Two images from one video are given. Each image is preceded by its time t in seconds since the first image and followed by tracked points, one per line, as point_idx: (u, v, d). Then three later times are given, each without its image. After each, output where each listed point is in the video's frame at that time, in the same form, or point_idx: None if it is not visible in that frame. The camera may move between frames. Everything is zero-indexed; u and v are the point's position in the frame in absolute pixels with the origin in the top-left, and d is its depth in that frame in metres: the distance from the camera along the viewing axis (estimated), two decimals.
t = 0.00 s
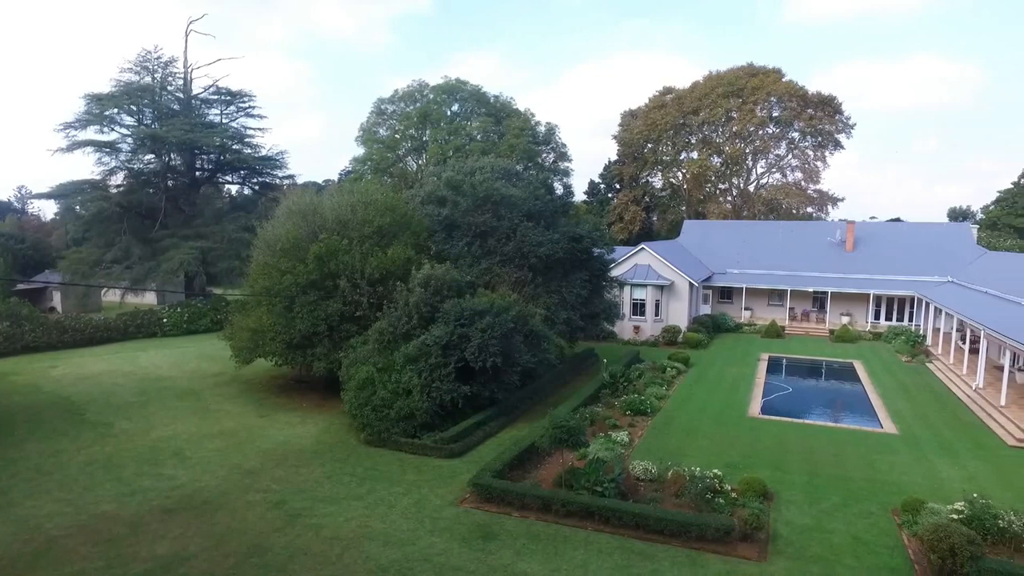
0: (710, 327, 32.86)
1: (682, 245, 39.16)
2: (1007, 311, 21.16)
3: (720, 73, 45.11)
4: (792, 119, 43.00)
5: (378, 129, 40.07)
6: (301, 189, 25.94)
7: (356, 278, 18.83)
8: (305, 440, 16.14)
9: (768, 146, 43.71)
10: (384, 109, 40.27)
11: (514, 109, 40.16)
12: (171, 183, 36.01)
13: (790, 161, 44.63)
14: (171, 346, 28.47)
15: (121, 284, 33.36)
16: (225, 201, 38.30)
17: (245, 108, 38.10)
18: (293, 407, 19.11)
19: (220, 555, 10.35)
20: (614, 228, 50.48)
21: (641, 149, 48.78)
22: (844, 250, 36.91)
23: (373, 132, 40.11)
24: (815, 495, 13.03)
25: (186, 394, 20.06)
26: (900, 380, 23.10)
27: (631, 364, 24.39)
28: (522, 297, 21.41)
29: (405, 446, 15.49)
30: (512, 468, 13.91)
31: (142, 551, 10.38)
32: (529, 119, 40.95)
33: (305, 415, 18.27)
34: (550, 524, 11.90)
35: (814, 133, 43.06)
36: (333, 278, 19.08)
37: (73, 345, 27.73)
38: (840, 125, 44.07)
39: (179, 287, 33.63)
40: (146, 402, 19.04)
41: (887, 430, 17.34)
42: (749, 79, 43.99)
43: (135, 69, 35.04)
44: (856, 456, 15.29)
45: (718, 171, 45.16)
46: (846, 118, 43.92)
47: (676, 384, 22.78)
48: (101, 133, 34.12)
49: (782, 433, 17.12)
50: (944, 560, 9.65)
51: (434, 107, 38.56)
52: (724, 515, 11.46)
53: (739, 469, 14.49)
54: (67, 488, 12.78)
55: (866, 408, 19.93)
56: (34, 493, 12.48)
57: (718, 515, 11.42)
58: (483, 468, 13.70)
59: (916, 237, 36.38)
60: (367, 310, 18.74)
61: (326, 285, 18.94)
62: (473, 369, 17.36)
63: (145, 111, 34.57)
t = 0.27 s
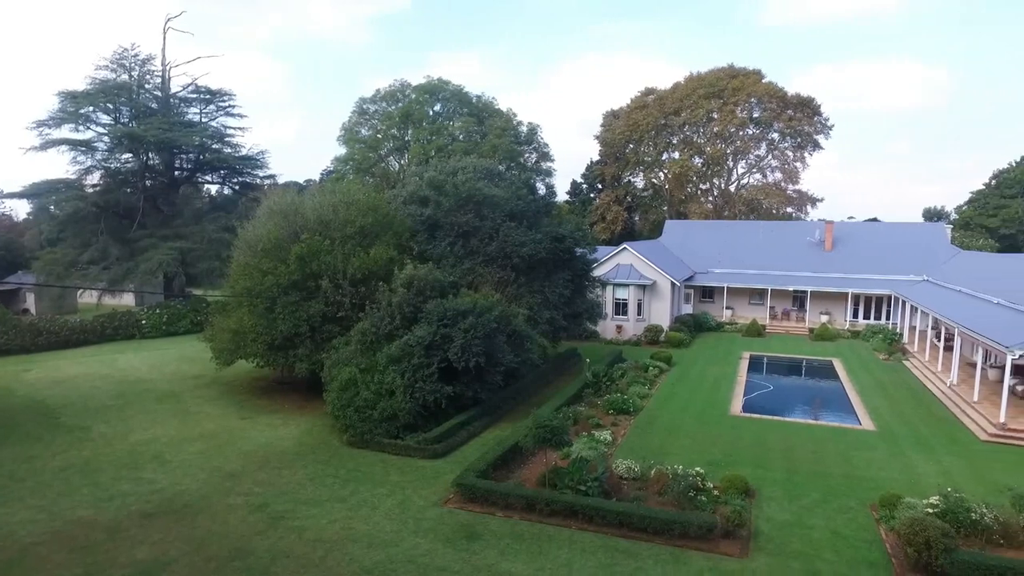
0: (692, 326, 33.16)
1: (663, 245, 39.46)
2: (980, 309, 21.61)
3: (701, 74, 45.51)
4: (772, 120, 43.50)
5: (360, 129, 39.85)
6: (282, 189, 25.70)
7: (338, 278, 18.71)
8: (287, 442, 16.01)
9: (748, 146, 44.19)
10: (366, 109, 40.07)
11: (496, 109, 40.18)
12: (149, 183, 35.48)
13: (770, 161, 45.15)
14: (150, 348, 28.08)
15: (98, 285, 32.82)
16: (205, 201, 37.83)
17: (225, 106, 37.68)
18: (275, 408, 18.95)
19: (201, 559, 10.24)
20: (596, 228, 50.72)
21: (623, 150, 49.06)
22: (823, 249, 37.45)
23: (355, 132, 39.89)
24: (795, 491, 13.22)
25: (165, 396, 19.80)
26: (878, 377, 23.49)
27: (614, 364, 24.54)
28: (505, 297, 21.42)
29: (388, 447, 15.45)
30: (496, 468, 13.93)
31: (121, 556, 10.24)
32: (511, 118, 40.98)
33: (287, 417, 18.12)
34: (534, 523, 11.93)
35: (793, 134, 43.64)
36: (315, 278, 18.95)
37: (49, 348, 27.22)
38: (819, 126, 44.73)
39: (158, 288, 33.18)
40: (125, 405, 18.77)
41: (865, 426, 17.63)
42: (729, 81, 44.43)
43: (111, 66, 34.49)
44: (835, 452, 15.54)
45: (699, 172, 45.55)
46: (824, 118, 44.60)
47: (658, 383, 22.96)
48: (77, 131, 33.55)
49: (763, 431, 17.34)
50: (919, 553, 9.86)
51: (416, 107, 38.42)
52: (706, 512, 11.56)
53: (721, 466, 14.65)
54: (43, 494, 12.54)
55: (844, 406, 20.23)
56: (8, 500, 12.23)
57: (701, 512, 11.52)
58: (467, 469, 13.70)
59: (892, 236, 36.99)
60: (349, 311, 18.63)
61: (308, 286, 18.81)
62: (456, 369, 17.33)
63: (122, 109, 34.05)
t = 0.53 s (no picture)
0: (676, 325, 33.39)
1: (647, 244, 39.70)
2: (957, 307, 22.00)
3: (684, 75, 45.86)
4: (754, 121, 43.94)
5: (343, 128, 39.62)
6: (264, 189, 25.49)
7: (322, 278, 18.60)
8: (271, 443, 15.89)
9: (731, 147, 44.58)
10: (349, 108, 39.87)
11: (480, 109, 40.15)
12: (129, 182, 35.00)
13: (752, 162, 45.59)
14: (130, 349, 27.69)
15: (75, 286, 32.29)
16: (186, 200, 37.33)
17: (206, 105, 37.27)
18: (258, 410, 18.78)
19: (184, 562, 10.13)
20: (580, 228, 50.88)
21: (606, 150, 49.26)
22: (803, 249, 37.91)
23: (338, 132, 39.65)
24: (778, 488, 13.37)
25: (145, 399, 19.53)
26: (858, 375, 23.83)
27: (598, 363, 24.63)
28: (489, 297, 21.41)
29: (373, 448, 15.39)
30: (481, 468, 13.93)
31: (102, 561, 10.09)
32: (495, 119, 40.98)
33: (271, 418, 17.98)
34: (519, 522, 11.96)
35: (775, 135, 44.12)
36: (298, 279, 18.81)
37: (25, 350, 26.73)
38: (800, 127, 45.29)
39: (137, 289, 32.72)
40: (104, 407, 18.49)
41: (846, 424, 17.88)
42: (711, 82, 44.81)
43: (88, 64, 33.95)
44: (816, 449, 15.74)
45: (682, 172, 45.87)
46: (805, 119, 45.17)
47: (643, 383, 23.09)
48: (53, 130, 33.01)
49: (746, 429, 17.51)
50: (899, 547, 10.05)
51: (400, 106, 38.25)
52: (691, 510, 11.66)
53: (705, 465, 14.78)
54: (20, 499, 12.32)
55: (825, 403, 20.51)
56: None
57: (685, 510, 11.61)
58: (453, 469, 13.69)
59: (871, 236, 37.53)
60: (333, 311, 18.52)
61: (292, 286, 18.67)
62: (441, 370, 17.29)
63: (100, 107, 33.55)
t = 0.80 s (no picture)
0: (661, 325, 33.58)
1: (632, 244, 39.89)
2: (937, 306, 22.35)
3: (668, 76, 46.14)
4: (738, 122, 44.32)
5: (328, 128, 39.37)
6: (248, 189, 25.27)
7: (307, 279, 18.48)
8: (255, 445, 15.75)
9: (715, 147, 44.92)
10: (333, 108, 39.61)
11: (465, 109, 40.09)
12: (109, 182, 34.54)
13: (735, 162, 45.95)
14: (111, 351, 27.31)
15: (55, 287, 31.78)
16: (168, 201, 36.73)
17: (188, 104, 36.87)
18: (242, 411, 18.61)
19: (167, 566, 10.02)
20: (566, 227, 51.01)
21: (592, 150, 49.42)
22: (786, 248, 38.31)
23: (323, 131, 39.39)
24: (763, 486, 13.50)
25: (127, 401, 19.28)
26: (840, 373, 24.13)
27: (584, 363, 24.72)
28: (475, 296, 21.37)
29: (359, 449, 15.31)
30: (467, 468, 13.92)
31: (83, 566, 9.95)
32: (480, 119, 40.97)
33: (255, 420, 17.83)
34: (506, 522, 11.96)
35: (758, 135, 44.55)
36: (283, 279, 18.67)
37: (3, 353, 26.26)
38: (783, 128, 45.76)
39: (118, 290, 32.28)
40: (85, 410, 18.22)
41: (829, 422, 18.10)
42: (695, 82, 45.13)
43: (66, 61, 33.43)
44: (800, 447, 15.92)
45: (667, 172, 46.14)
46: (788, 120, 45.65)
47: (628, 382, 23.20)
48: (30, 128, 32.50)
49: (731, 427, 17.67)
50: (880, 542, 10.20)
51: (385, 106, 38.08)
52: (676, 508, 11.74)
53: (690, 463, 14.89)
54: None
55: (809, 401, 20.73)
56: None
57: (671, 508, 11.69)
58: (439, 469, 13.67)
59: (852, 236, 38.02)
60: (318, 312, 18.40)
61: (276, 287, 18.53)
62: (427, 370, 17.25)
63: (79, 105, 33.07)
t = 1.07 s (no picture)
0: (646, 324, 33.78)
1: (617, 244, 40.07)
2: (917, 304, 22.69)
3: (652, 76, 46.37)
4: (722, 122, 44.66)
5: (312, 127, 39.09)
6: (231, 189, 25.01)
7: (291, 279, 18.34)
8: (240, 447, 15.61)
9: (699, 147, 45.23)
10: (317, 107, 39.33)
11: (450, 108, 40.00)
12: (89, 181, 34.08)
13: (719, 162, 46.30)
14: (92, 353, 26.92)
15: (33, 288, 31.26)
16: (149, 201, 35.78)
17: (170, 103, 36.44)
18: (226, 413, 18.43)
19: (150, 571, 9.89)
20: (551, 227, 51.13)
21: (577, 150, 49.54)
22: (769, 248, 38.68)
23: (307, 130, 39.11)
24: (748, 483, 13.63)
25: (109, 403, 19.01)
26: (823, 371, 24.41)
27: (570, 362, 24.80)
28: (461, 297, 21.33)
29: (345, 450, 15.23)
30: (454, 468, 13.90)
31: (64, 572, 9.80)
32: (466, 118, 40.92)
33: (240, 421, 17.67)
34: (493, 522, 11.96)
35: (742, 135, 44.93)
36: (267, 280, 18.51)
37: None
38: (765, 128, 46.20)
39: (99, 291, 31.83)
40: (65, 413, 17.95)
41: (812, 419, 18.30)
42: (680, 83, 45.40)
43: (43, 58, 32.90)
44: (784, 444, 16.09)
45: (651, 172, 46.38)
46: (771, 120, 46.10)
47: (614, 381, 23.30)
48: (6, 126, 32.00)
49: (715, 426, 17.80)
50: (863, 537, 10.35)
51: (370, 105, 37.87)
52: (662, 506, 11.81)
53: (676, 461, 14.98)
54: None
55: (793, 399, 20.96)
56: None
57: (657, 507, 11.75)
58: (426, 470, 13.63)
59: (834, 236, 38.46)
60: (303, 312, 18.27)
61: (261, 287, 18.37)
62: (412, 370, 17.19)
63: (57, 103, 32.59)
